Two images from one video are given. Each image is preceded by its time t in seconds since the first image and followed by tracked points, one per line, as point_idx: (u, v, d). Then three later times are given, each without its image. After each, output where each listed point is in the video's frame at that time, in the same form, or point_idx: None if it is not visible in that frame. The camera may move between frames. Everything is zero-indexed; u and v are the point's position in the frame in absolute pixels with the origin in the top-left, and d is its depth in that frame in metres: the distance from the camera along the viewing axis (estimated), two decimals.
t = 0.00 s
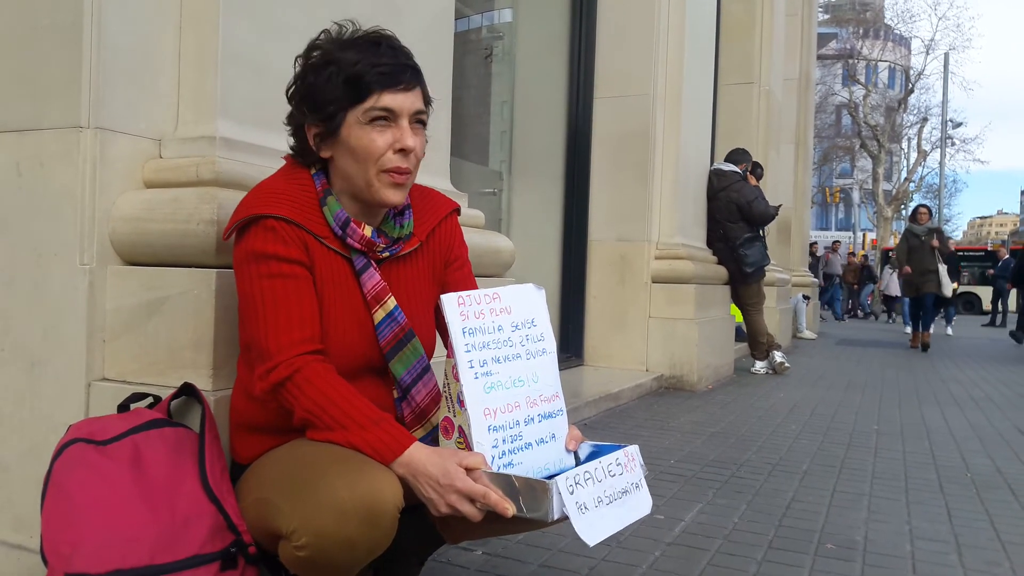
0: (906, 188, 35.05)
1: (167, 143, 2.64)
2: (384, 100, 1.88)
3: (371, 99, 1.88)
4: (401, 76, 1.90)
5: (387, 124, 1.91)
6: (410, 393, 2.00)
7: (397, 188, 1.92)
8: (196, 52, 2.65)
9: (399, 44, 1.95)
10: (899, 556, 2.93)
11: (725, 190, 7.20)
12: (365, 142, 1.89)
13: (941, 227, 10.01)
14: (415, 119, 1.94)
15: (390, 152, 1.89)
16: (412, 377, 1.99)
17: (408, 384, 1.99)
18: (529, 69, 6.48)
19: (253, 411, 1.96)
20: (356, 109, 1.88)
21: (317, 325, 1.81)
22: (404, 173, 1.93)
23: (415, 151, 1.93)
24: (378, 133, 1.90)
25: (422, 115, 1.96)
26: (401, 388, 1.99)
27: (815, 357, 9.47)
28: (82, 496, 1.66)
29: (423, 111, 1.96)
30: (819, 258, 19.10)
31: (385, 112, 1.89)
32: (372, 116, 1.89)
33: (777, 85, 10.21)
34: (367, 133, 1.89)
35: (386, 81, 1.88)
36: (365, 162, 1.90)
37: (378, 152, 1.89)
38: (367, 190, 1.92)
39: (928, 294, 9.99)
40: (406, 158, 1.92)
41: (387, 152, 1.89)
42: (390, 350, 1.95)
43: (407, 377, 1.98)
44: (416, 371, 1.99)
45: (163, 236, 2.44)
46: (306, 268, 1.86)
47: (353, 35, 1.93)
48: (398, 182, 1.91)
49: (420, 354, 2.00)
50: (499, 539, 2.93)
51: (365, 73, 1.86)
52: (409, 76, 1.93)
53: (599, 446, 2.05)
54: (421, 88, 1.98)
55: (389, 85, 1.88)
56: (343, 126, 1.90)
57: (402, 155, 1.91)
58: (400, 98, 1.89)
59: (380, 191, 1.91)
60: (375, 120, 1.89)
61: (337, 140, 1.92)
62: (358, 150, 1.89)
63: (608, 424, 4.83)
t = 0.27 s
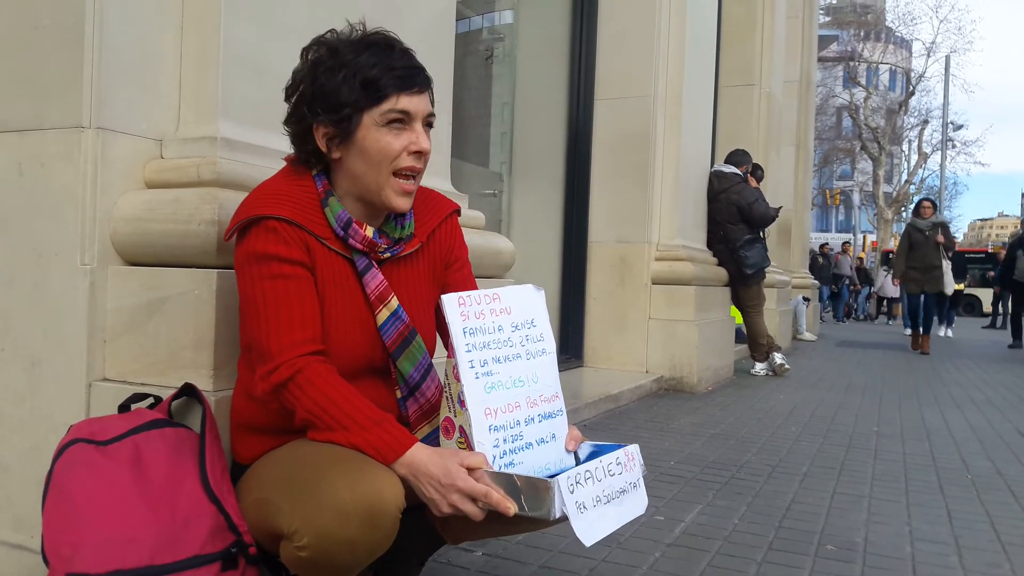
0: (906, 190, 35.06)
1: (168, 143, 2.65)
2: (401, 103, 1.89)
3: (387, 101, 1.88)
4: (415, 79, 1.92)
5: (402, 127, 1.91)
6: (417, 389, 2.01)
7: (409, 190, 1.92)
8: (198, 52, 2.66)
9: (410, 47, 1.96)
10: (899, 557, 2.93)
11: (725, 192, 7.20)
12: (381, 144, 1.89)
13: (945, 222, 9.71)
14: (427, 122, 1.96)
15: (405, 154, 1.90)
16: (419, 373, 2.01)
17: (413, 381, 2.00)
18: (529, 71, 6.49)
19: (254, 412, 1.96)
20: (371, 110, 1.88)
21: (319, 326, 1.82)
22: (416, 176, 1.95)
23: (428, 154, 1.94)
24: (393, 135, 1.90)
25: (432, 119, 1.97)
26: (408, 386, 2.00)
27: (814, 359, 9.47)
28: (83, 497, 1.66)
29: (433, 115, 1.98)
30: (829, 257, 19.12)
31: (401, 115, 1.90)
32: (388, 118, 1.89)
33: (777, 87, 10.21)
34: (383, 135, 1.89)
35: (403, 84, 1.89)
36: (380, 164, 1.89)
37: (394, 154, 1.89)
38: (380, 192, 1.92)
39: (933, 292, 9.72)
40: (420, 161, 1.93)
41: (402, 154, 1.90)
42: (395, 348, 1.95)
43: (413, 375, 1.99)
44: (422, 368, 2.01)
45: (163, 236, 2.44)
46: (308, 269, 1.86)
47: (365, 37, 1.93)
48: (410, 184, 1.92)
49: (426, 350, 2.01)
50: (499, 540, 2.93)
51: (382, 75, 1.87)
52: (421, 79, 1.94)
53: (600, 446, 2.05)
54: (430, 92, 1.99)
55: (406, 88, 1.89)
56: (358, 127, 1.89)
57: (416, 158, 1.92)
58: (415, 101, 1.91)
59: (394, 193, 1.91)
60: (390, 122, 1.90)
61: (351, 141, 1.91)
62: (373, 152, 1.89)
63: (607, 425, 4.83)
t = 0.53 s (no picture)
0: (905, 191, 35.07)
1: (169, 144, 2.65)
2: (382, 108, 1.87)
3: (369, 106, 1.87)
4: (403, 84, 1.89)
5: (385, 133, 1.90)
6: (415, 394, 2.01)
7: (388, 197, 1.92)
8: (199, 53, 2.66)
9: (405, 52, 1.92)
10: (899, 558, 2.93)
11: (725, 193, 7.20)
12: (362, 149, 1.89)
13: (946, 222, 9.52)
14: (415, 128, 1.93)
15: (384, 161, 1.89)
16: (417, 378, 2.00)
17: (412, 384, 1.99)
18: (529, 71, 6.49)
19: (256, 413, 1.96)
20: (354, 116, 1.88)
21: (319, 328, 1.81)
22: (401, 182, 1.93)
23: (412, 161, 1.91)
24: (374, 141, 1.90)
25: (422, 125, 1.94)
26: (407, 390, 2.00)
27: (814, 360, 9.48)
28: (83, 497, 1.66)
29: (423, 120, 1.94)
30: (839, 258, 19.33)
31: (384, 120, 1.88)
32: (370, 124, 1.89)
33: (778, 87, 10.21)
34: (363, 141, 1.89)
35: (385, 89, 1.87)
36: (361, 169, 1.90)
37: (374, 160, 1.89)
38: (363, 197, 1.93)
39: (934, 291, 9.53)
40: (401, 168, 1.91)
41: (382, 160, 1.89)
42: (395, 351, 1.95)
43: (413, 378, 1.98)
44: (421, 371, 2.00)
45: (164, 237, 2.44)
46: (309, 271, 1.86)
47: (358, 39, 1.92)
48: (389, 191, 1.92)
49: (425, 354, 2.00)
50: (499, 541, 2.93)
51: (364, 80, 1.86)
52: (410, 83, 1.91)
53: (600, 446, 2.06)
54: (425, 97, 1.95)
55: (389, 94, 1.87)
56: (341, 132, 1.91)
57: (397, 165, 1.90)
58: (399, 106, 1.88)
59: (372, 198, 1.92)
60: (372, 128, 1.89)
61: (337, 145, 1.93)
62: (355, 158, 1.90)
63: (608, 426, 4.83)
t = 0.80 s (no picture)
0: (905, 191, 35.07)
1: (169, 146, 2.65)
2: (360, 98, 1.89)
3: (348, 97, 1.90)
4: (382, 76, 1.90)
5: (364, 124, 1.91)
6: (416, 394, 2.01)
7: (368, 188, 1.90)
8: (198, 55, 2.66)
9: (393, 47, 1.95)
10: (901, 558, 2.93)
11: (725, 193, 7.20)
12: (342, 141, 1.90)
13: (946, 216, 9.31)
14: (397, 120, 1.92)
15: (362, 151, 1.89)
16: (420, 377, 2.00)
17: (412, 385, 1.99)
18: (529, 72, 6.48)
19: (257, 415, 1.97)
20: (336, 108, 1.92)
21: (320, 329, 1.81)
22: (382, 173, 1.91)
23: (391, 150, 1.90)
24: (354, 132, 1.91)
25: (405, 116, 1.93)
26: (408, 390, 2.00)
27: (815, 360, 9.47)
28: (86, 499, 1.66)
29: (407, 112, 1.93)
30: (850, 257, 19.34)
31: (362, 110, 1.90)
32: (350, 115, 1.91)
33: (777, 88, 10.20)
34: (343, 131, 1.91)
35: (364, 80, 1.89)
36: (342, 161, 1.91)
37: (353, 150, 1.89)
38: (346, 191, 1.93)
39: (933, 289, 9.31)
40: (379, 158, 1.90)
41: (360, 150, 1.89)
42: (395, 352, 1.95)
43: (413, 378, 1.98)
44: (422, 372, 2.00)
45: (164, 239, 2.44)
46: (308, 272, 1.86)
47: (347, 38, 1.98)
48: (369, 181, 1.90)
49: (425, 354, 2.00)
50: (501, 542, 2.93)
51: (342, 71, 1.89)
52: (392, 75, 1.92)
53: (601, 444, 2.06)
54: (412, 90, 1.95)
55: (366, 84, 1.89)
56: (325, 125, 1.94)
57: (374, 155, 1.89)
58: (377, 96, 1.89)
59: (352, 189, 1.91)
60: (352, 119, 1.91)
61: (325, 140, 1.96)
62: (336, 150, 1.92)
63: (608, 427, 4.83)
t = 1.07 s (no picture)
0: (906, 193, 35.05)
1: (170, 146, 2.65)
2: (359, 105, 1.89)
3: (347, 103, 1.90)
4: (382, 83, 1.89)
5: (363, 130, 1.91)
6: (416, 395, 2.00)
7: (365, 196, 1.92)
8: (199, 55, 2.66)
9: (396, 51, 1.93)
10: (901, 559, 2.93)
11: (726, 194, 7.20)
12: (340, 146, 1.91)
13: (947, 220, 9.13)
14: (395, 127, 1.92)
15: (359, 158, 1.90)
16: (419, 379, 2.00)
17: (413, 386, 1.99)
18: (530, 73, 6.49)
19: (259, 415, 1.97)
20: (334, 112, 1.92)
21: (323, 330, 1.81)
22: (378, 180, 1.92)
23: (388, 159, 1.91)
24: (352, 138, 1.91)
25: (404, 124, 1.93)
26: (408, 391, 2.00)
27: (815, 362, 9.47)
28: (86, 498, 1.65)
29: (406, 120, 1.93)
30: (861, 258, 19.28)
31: (361, 117, 1.90)
32: (348, 121, 1.91)
33: (778, 89, 10.20)
34: (342, 137, 1.91)
35: (363, 87, 1.88)
36: (339, 167, 1.92)
37: (350, 157, 1.90)
38: (343, 196, 1.95)
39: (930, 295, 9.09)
40: (376, 166, 1.90)
41: (357, 158, 1.90)
42: (396, 353, 1.95)
43: (413, 380, 1.98)
44: (422, 373, 2.00)
45: (164, 239, 2.44)
46: (311, 273, 1.86)
47: (349, 37, 1.96)
48: (365, 189, 1.91)
49: (425, 355, 2.00)
50: (501, 543, 2.93)
51: (343, 76, 1.88)
52: (393, 82, 1.91)
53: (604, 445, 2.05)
54: (412, 96, 1.94)
55: (366, 91, 1.88)
56: (324, 129, 1.94)
57: (371, 164, 1.90)
58: (376, 104, 1.89)
59: (349, 195, 1.92)
60: (351, 124, 1.91)
61: (323, 142, 1.97)
62: (334, 155, 1.92)
63: (608, 428, 4.82)
